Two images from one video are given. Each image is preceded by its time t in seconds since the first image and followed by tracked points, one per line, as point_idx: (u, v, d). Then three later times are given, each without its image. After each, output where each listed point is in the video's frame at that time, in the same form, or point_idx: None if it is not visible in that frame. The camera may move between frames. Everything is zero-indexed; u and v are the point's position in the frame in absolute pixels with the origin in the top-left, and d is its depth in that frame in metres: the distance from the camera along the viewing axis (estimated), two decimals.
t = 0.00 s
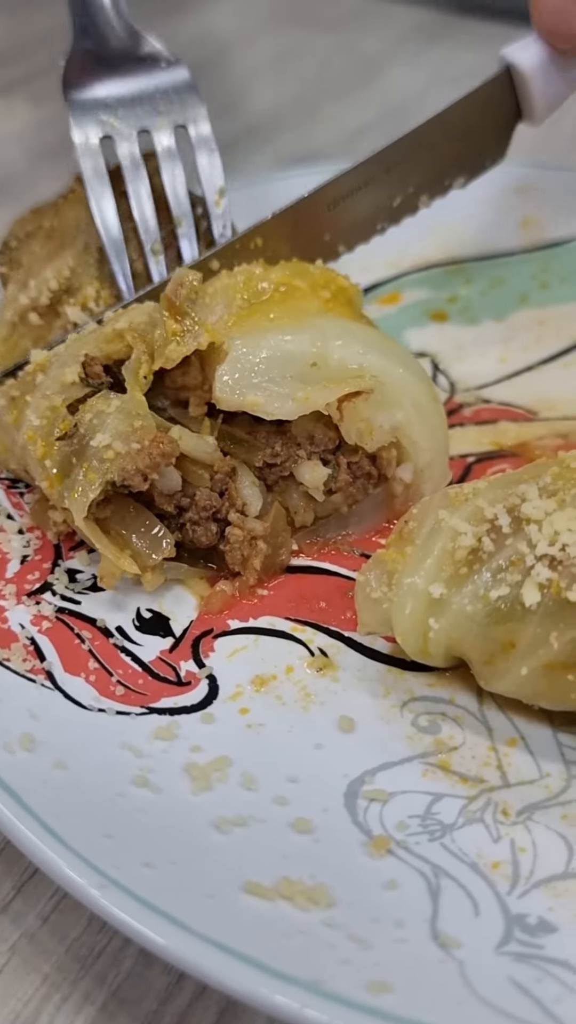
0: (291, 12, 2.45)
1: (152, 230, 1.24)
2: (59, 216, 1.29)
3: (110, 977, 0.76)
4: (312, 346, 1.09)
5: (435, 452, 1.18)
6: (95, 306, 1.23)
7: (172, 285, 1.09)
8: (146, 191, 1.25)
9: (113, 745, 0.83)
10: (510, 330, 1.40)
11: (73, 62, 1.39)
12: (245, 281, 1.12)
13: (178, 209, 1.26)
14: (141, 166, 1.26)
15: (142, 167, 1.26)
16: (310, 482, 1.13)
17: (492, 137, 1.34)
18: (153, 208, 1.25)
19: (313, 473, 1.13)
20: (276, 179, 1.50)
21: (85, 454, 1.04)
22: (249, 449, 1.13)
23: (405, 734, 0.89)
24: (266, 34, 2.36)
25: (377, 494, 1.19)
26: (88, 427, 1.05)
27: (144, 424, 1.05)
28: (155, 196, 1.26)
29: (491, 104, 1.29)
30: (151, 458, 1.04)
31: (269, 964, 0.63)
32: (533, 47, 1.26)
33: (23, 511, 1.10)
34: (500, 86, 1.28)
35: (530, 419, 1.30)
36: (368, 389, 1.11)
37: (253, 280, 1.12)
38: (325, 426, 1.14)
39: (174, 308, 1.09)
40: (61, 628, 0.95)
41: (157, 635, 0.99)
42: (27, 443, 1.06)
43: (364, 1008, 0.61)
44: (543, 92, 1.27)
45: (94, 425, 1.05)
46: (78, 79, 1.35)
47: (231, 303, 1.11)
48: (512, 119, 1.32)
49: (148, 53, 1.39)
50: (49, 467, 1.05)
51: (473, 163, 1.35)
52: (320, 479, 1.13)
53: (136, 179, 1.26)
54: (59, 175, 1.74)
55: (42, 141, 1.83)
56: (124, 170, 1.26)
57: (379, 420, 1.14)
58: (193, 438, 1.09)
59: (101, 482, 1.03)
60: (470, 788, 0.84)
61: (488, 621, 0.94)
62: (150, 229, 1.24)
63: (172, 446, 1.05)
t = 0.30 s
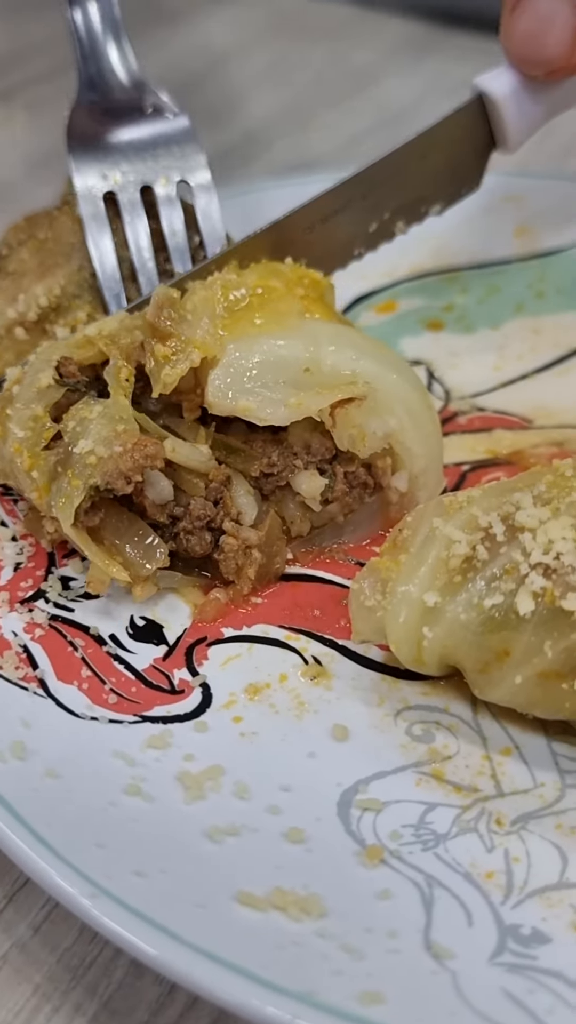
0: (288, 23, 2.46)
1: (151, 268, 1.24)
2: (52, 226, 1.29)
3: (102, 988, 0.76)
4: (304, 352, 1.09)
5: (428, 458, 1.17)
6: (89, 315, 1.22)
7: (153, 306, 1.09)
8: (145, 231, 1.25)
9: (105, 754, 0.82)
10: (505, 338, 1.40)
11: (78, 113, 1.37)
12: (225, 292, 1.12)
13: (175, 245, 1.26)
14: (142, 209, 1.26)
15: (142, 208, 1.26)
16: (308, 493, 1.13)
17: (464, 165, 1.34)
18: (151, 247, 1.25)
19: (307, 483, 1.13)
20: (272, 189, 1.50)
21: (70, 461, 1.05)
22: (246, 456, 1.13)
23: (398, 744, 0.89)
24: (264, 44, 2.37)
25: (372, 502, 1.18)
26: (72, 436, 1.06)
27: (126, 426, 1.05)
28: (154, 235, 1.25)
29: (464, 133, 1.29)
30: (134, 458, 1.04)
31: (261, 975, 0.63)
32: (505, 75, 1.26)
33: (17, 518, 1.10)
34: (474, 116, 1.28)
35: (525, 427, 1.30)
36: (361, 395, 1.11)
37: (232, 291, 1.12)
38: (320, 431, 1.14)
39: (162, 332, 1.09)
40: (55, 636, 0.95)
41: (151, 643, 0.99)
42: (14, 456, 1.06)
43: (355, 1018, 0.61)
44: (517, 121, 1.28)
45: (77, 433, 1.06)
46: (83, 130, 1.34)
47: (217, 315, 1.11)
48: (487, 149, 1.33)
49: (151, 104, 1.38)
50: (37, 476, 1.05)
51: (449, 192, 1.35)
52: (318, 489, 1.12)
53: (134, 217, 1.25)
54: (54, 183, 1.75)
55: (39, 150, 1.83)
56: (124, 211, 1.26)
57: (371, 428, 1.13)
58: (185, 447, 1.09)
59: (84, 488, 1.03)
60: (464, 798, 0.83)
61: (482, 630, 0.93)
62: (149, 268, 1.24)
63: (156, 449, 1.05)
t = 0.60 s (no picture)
0: (288, 30, 2.46)
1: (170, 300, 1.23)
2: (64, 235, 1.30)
3: (99, 993, 0.76)
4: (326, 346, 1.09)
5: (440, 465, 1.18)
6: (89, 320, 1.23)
7: (163, 315, 1.08)
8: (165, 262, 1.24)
9: (103, 757, 0.82)
10: (503, 343, 1.40)
11: (98, 140, 1.30)
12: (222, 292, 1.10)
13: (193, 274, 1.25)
14: (162, 238, 1.24)
15: (162, 239, 1.24)
16: (317, 499, 1.11)
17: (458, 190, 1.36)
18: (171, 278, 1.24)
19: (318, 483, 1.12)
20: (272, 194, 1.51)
21: (65, 465, 1.05)
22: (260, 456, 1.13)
23: (396, 748, 0.89)
24: (264, 50, 2.38)
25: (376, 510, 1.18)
26: (67, 440, 1.07)
27: (120, 432, 1.07)
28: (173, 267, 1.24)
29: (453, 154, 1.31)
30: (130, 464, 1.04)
31: (259, 980, 0.63)
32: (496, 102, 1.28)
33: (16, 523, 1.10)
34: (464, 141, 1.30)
35: (524, 432, 1.30)
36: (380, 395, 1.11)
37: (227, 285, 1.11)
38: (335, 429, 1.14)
39: (174, 335, 1.08)
40: (52, 639, 0.95)
41: (149, 647, 0.99)
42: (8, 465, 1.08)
43: None
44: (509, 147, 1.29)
45: (73, 434, 1.07)
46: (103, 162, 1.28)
47: (227, 313, 1.09)
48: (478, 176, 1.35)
49: (173, 133, 1.32)
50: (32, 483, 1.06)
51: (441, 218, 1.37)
52: (328, 495, 1.11)
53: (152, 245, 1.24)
54: (53, 187, 1.75)
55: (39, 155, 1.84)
56: (144, 239, 1.24)
57: (384, 429, 1.13)
58: (191, 455, 1.10)
59: (80, 488, 1.03)
60: (462, 802, 0.83)
61: (480, 634, 0.93)
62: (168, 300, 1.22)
63: (151, 458, 1.06)
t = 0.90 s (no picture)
0: (289, 36, 2.47)
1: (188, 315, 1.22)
2: (77, 244, 1.29)
3: (99, 997, 0.75)
4: (526, 314, 1.18)
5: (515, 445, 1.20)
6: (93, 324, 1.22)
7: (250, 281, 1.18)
8: (182, 278, 1.23)
9: (103, 761, 0.82)
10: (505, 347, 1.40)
11: (110, 151, 1.31)
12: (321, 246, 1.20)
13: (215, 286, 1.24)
14: (177, 255, 1.24)
15: (178, 254, 1.24)
16: (422, 480, 1.14)
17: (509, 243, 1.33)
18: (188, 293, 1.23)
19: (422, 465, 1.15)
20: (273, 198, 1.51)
21: (128, 462, 1.09)
22: (360, 430, 1.15)
23: (397, 751, 0.88)
24: (264, 55, 2.38)
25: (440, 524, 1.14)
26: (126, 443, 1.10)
27: (181, 428, 1.11)
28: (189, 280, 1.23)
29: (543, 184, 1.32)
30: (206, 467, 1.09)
31: (259, 984, 0.62)
32: None
33: (15, 524, 1.07)
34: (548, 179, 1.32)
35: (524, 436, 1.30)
36: (538, 367, 1.18)
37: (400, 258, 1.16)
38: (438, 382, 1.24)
39: (262, 289, 1.17)
40: (53, 642, 0.94)
41: (150, 650, 0.98)
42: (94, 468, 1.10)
43: None
44: None
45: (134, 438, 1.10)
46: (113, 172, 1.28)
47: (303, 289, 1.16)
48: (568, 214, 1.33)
49: (185, 143, 1.32)
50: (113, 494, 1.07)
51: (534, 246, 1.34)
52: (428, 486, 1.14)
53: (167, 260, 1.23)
54: (53, 192, 1.75)
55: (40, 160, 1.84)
56: (160, 255, 1.24)
57: (500, 380, 1.18)
58: (270, 470, 1.12)
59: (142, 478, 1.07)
60: (463, 806, 0.83)
61: (481, 637, 0.94)
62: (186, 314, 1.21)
63: (205, 463, 1.09)
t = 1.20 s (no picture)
0: (287, 38, 2.47)
1: (190, 315, 1.20)
2: (77, 245, 1.29)
3: (96, 1001, 0.75)
4: (533, 312, 1.17)
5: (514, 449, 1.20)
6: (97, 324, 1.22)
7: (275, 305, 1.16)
8: (184, 277, 1.21)
9: (101, 764, 0.82)
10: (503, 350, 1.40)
11: (113, 152, 1.30)
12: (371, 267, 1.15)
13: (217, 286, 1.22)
14: (179, 255, 1.22)
15: (180, 253, 1.22)
16: (421, 485, 1.13)
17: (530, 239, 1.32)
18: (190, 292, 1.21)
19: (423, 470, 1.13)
20: (271, 200, 1.51)
21: (139, 478, 1.05)
22: (363, 438, 1.12)
23: (396, 754, 0.88)
24: (262, 59, 2.38)
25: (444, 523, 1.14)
26: (132, 465, 1.07)
27: (189, 442, 1.07)
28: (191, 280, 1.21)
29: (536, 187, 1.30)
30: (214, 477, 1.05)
31: (257, 987, 0.62)
32: None
33: (13, 526, 1.06)
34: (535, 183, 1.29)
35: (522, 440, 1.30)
36: (544, 367, 1.19)
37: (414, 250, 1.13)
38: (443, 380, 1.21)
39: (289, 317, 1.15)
40: (50, 644, 0.93)
41: (148, 651, 0.97)
42: (102, 478, 1.09)
43: None
44: None
45: (141, 455, 1.07)
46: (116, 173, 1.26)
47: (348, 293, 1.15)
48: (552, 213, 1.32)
49: (186, 144, 1.31)
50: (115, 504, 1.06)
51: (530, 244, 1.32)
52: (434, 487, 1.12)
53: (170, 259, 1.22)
54: (51, 194, 1.75)
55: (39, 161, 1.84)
56: (162, 254, 1.22)
57: (506, 378, 1.18)
58: (278, 480, 1.10)
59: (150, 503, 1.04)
60: (461, 808, 0.83)
61: (480, 641, 0.94)
62: (188, 313, 1.20)
63: (224, 482, 1.06)
